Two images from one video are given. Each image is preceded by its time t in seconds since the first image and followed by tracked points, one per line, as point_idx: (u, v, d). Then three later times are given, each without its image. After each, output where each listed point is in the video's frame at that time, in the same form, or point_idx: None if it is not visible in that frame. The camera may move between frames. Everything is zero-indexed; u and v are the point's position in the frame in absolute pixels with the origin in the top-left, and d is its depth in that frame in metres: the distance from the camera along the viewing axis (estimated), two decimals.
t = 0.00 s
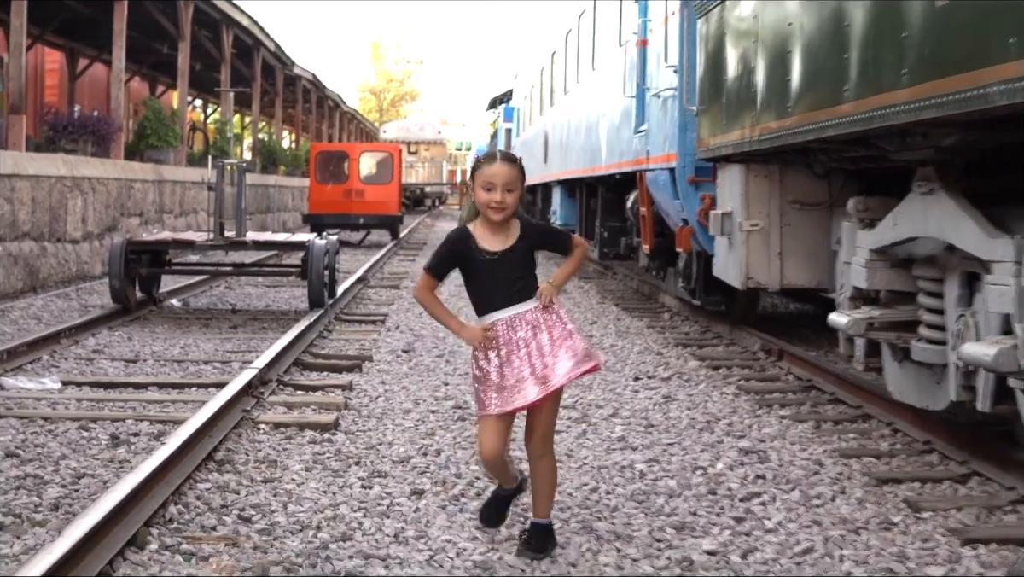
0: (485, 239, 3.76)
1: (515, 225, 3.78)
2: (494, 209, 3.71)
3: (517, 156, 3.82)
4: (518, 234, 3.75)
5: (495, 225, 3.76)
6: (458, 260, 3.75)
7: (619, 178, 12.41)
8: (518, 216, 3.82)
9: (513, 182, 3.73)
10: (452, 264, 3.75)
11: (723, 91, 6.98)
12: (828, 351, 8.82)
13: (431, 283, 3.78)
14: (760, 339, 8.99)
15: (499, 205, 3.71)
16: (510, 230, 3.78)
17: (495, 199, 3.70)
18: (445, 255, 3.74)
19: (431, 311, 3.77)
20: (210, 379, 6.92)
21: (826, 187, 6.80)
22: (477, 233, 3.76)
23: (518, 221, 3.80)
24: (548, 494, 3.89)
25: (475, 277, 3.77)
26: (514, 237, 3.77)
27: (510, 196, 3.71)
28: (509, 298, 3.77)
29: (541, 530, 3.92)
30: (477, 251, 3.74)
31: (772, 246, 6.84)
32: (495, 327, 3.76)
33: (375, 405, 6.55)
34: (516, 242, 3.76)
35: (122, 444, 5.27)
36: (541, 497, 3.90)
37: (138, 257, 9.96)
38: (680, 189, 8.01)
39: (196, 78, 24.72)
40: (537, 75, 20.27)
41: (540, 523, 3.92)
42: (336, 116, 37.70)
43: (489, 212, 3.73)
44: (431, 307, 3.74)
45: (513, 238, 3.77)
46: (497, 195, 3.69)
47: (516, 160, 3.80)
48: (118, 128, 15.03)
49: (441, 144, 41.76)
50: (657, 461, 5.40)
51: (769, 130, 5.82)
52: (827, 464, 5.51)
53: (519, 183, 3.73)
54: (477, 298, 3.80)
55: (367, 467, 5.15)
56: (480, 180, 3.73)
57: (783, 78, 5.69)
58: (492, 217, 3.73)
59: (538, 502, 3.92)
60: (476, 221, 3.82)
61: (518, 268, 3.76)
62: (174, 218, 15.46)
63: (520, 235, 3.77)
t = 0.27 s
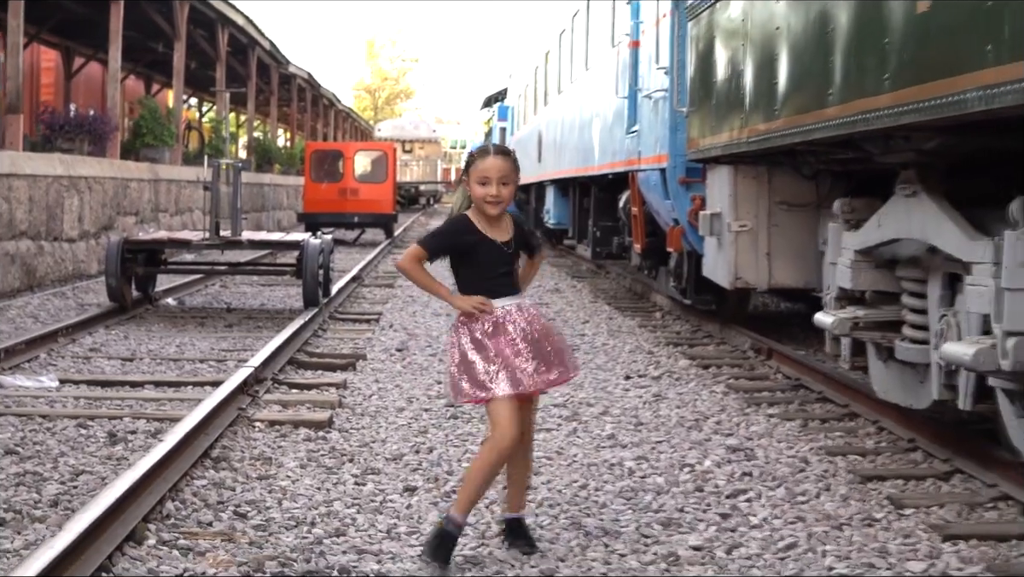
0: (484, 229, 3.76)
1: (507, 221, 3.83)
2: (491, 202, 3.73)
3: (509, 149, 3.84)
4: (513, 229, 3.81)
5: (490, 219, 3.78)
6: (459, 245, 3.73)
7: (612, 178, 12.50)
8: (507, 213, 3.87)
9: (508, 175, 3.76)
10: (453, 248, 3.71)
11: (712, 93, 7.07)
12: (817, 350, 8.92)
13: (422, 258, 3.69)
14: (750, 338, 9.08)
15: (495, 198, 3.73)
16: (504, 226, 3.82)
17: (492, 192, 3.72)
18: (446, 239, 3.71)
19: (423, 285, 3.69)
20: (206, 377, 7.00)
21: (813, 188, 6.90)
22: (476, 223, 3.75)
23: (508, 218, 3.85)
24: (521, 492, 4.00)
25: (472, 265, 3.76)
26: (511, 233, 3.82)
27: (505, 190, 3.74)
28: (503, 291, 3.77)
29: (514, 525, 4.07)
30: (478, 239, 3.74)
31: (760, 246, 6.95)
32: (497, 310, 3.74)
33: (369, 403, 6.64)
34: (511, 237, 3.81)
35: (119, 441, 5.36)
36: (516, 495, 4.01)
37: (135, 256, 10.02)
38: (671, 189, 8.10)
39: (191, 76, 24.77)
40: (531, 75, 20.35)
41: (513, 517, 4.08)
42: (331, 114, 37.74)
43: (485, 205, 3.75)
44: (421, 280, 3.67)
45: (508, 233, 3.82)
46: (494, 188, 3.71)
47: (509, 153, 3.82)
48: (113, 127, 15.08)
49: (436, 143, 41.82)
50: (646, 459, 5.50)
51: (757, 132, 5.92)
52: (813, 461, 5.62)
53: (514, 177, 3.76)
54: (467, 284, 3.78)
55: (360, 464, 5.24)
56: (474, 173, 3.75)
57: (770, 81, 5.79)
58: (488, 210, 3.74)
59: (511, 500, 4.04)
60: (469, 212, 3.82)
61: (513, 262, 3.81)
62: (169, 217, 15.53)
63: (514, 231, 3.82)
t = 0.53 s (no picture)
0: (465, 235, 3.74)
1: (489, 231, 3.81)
2: (473, 209, 3.70)
3: (492, 154, 3.82)
4: (496, 239, 3.80)
5: (473, 227, 3.76)
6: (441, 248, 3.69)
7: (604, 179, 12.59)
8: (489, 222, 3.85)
9: (490, 182, 3.73)
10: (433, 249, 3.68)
11: (702, 95, 7.16)
12: (807, 349, 9.01)
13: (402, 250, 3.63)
14: (741, 337, 9.17)
15: (478, 206, 3.71)
16: (485, 235, 3.80)
17: (475, 200, 3.69)
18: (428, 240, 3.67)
19: (397, 274, 3.60)
20: (202, 376, 7.07)
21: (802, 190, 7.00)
22: (460, 229, 3.73)
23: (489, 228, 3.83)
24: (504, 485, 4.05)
25: (449, 268, 3.72)
26: (491, 245, 3.80)
27: (488, 197, 3.72)
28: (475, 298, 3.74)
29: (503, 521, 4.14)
30: (458, 244, 3.72)
31: (749, 247, 7.05)
32: (463, 317, 3.70)
33: (363, 402, 6.72)
34: (492, 247, 3.79)
35: (117, 440, 5.44)
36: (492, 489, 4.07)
37: (130, 255, 10.09)
38: (662, 190, 8.19)
39: (185, 76, 24.81)
40: (524, 75, 20.43)
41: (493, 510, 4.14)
42: (324, 114, 37.79)
43: (467, 213, 3.72)
44: (399, 268, 3.58)
45: (489, 243, 3.79)
46: (477, 196, 3.69)
47: (492, 159, 3.80)
48: (108, 127, 15.13)
49: (430, 142, 41.88)
50: (636, 457, 5.59)
51: (746, 135, 6.01)
52: (801, 459, 5.71)
53: (497, 184, 3.74)
54: (440, 284, 3.74)
55: (355, 462, 5.32)
56: (456, 181, 3.73)
57: (758, 85, 5.87)
58: (471, 217, 3.72)
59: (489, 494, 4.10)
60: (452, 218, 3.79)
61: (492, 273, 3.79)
62: (164, 217, 15.58)
63: (495, 241, 3.81)
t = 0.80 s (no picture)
0: (446, 235, 3.81)
1: (479, 230, 3.84)
2: (453, 207, 3.75)
3: (479, 154, 3.86)
4: (483, 239, 3.81)
5: (459, 226, 3.81)
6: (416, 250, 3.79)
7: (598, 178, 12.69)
8: (483, 221, 3.88)
9: (473, 180, 3.76)
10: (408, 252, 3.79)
11: (694, 96, 7.26)
12: (798, 347, 9.12)
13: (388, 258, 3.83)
14: (733, 335, 9.28)
15: (459, 203, 3.75)
16: (473, 234, 3.83)
17: (455, 197, 3.73)
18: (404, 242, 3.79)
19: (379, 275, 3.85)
20: (201, 374, 7.16)
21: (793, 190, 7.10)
22: (440, 230, 3.81)
23: (480, 228, 3.85)
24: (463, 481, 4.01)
25: (429, 269, 3.80)
26: (478, 244, 3.82)
27: (469, 195, 3.75)
28: (454, 300, 3.79)
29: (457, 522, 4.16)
30: (436, 244, 3.79)
31: (741, 246, 7.14)
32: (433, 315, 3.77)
33: (361, 399, 6.81)
34: (477, 247, 3.80)
35: (119, 436, 5.53)
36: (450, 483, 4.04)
37: (129, 254, 10.17)
38: (655, 190, 8.29)
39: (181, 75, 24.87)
40: (519, 75, 20.52)
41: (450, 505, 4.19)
42: (320, 113, 37.85)
43: (450, 211, 3.77)
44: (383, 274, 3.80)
45: (476, 243, 3.81)
46: (456, 194, 3.73)
47: (477, 159, 3.83)
48: (105, 127, 15.20)
49: (425, 141, 41.95)
50: (629, 452, 5.69)
51: (737, 136, 6.11)
52: (791, 455, 5.81)
53: (478, 182, 3.77)
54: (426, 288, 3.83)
55: (353, 457, 5.41)
56: (440, 178, 3.78)
57: (749, 87, 5.97)
58: (453, 215, 3.76)
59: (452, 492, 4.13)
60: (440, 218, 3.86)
61: (477, 274, 3.80)
62: (161, 216, 15.65)
63: (483, 242, 3.82)
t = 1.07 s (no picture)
0: (438, 232, 3.84)
1: (471, 226, 3.81)
2: (445, 205, 3.75)
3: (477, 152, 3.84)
4: (469, 235, 3.77)
5: (451, 224, 3.80)
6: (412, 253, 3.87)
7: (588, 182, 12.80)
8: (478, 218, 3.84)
9: (466, 179, 3.76)
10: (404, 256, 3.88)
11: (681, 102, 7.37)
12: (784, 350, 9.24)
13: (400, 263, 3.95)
14: (721, 338, 9.40)
15: (450, 201, 3.74)
16: (464, 231, 3.80)
17: (445, 196, 3.73)
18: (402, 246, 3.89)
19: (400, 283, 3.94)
20: (193, 377, 7.25)
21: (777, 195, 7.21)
22: (434, 228, 3.85)
23: (474, 226, 3.81)
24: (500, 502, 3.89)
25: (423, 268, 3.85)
26: (465, 239, 3.79)
27: (461, 193, 3.74)
28: (441, 299, 3.78)
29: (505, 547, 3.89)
30: (426, 245, 3.84)
31: (727, 251, 7.26)
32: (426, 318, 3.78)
33: (352, 401, 6.91)
34: (463, 243, 3.77)
35: (114, 438, 5.62)
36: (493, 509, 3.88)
37: (122, 259, 10.24)
38: (643, 194, 8.41)
39: (173, 79, 24.94)
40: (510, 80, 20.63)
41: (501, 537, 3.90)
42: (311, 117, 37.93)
43: (444, 209, 3.77)
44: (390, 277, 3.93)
45: (464, 240, 3.78)
46: (446, 191, 3.73)
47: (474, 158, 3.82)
48: (97, 131, 15.27)
49: (416, 145, 42.05)
50: (616, 453, 5.80)
51: (722, 142, 6.22)
52: (775, 455, 5.93)
53: (471, 181, 3.77)
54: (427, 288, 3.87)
55: (344, 458, 5.51)
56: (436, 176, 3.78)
57: (733, 94, 6.09)
58: (446, 214, 3.77)
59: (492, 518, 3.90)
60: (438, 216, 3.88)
61: (465, 271, 3.76)
62: (153, 220, 15.72)
63: (471, 238, 3.77)
